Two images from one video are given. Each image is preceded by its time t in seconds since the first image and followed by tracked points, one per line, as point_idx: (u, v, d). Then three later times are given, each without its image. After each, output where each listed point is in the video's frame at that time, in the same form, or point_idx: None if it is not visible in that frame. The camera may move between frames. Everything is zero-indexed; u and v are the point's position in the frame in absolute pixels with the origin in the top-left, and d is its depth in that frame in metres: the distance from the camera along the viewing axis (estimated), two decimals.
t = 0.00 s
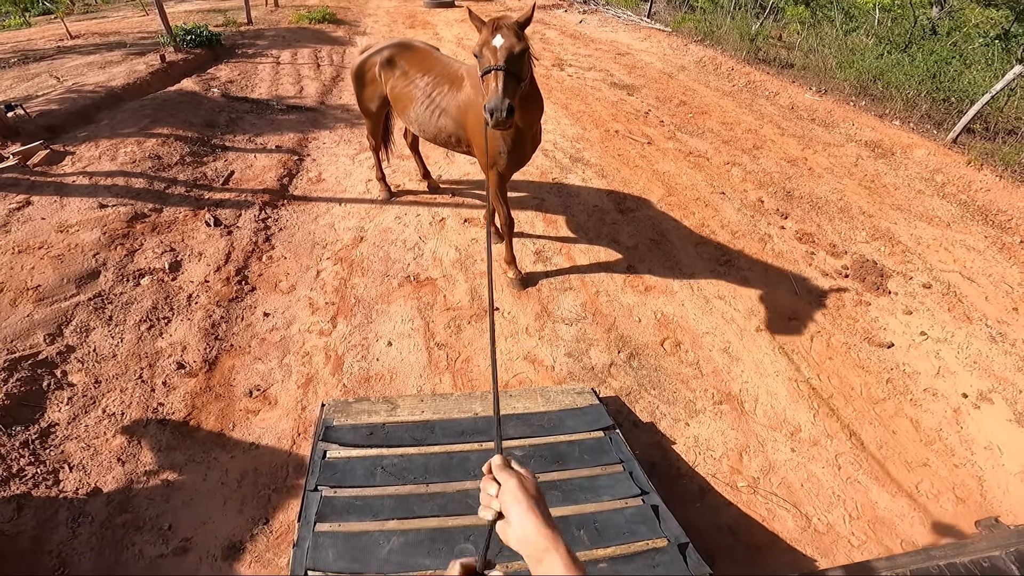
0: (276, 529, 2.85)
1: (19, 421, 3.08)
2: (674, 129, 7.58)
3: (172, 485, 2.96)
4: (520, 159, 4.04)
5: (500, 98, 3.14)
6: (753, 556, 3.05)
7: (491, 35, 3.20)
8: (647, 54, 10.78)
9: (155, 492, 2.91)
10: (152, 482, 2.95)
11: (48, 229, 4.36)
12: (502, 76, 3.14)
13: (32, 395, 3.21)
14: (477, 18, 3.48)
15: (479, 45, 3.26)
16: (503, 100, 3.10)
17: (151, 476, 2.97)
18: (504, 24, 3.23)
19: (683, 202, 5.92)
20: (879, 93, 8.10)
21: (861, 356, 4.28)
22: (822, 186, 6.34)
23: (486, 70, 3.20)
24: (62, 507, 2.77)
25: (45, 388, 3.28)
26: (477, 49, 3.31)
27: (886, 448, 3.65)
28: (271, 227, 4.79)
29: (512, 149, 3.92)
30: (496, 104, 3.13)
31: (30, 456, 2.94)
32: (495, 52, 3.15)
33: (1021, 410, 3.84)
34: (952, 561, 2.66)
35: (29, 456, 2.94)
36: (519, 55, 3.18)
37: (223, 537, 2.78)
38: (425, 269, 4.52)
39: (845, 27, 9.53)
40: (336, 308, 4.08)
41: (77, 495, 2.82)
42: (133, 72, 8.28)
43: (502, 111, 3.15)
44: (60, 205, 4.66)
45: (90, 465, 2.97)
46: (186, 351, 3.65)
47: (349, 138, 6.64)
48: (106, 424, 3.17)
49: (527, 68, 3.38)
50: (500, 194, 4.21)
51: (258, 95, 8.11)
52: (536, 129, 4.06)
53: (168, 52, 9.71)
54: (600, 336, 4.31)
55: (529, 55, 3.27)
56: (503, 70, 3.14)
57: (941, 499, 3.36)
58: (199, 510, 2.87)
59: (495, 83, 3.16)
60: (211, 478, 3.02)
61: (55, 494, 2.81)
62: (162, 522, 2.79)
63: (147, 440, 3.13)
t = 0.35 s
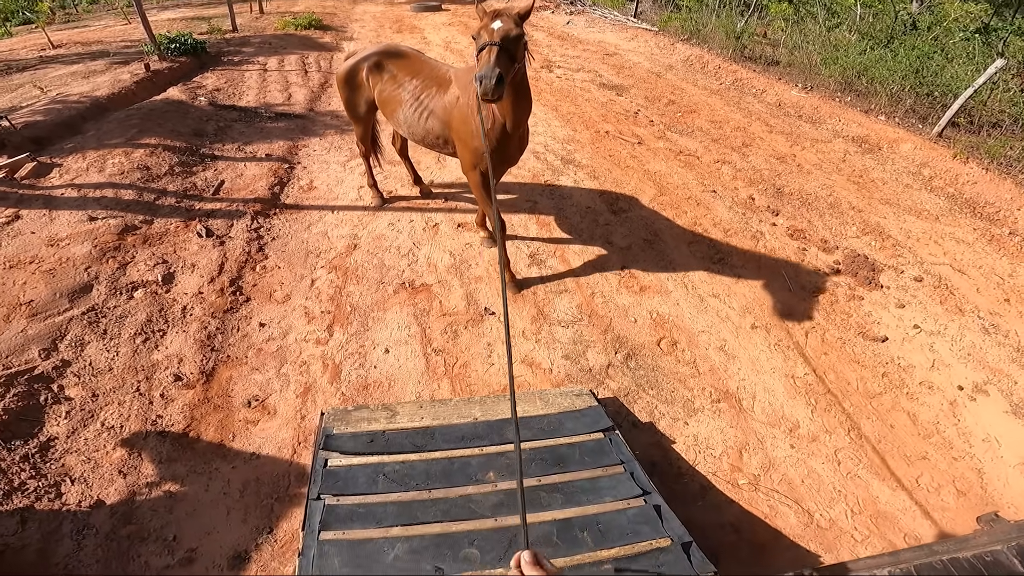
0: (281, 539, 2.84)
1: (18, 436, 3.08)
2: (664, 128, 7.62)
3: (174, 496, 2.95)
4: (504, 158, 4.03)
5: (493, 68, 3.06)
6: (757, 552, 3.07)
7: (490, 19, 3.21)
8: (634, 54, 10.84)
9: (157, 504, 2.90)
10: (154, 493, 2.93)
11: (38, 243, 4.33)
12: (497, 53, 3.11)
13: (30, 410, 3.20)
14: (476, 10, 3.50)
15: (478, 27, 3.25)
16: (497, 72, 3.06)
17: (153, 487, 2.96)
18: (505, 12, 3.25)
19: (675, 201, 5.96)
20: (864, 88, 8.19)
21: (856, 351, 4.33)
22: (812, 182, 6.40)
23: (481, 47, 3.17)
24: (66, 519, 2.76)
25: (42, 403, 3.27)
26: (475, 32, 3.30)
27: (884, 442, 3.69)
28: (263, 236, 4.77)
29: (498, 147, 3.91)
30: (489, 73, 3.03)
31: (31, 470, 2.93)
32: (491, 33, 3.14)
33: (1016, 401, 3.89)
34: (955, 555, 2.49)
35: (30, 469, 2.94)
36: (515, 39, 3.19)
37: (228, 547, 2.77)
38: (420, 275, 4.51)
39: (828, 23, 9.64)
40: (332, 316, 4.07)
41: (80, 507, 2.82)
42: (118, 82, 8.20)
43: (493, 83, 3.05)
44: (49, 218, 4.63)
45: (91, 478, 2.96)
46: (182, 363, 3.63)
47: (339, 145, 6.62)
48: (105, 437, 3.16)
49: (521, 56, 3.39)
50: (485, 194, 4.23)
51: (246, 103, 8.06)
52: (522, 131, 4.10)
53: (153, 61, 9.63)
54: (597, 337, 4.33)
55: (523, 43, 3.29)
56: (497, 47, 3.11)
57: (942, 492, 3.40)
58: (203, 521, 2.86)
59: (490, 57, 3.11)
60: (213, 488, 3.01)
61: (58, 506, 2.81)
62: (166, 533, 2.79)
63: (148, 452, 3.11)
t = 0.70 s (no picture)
0: (291, 541, 2.88)
1: (28, 444, 3.12)
2: (654, 129, 7.73)
3: (184, 501, 2.98)
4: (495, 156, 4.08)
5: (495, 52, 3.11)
6: (758, 543, 3.15)
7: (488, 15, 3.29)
8: (623, 56, 10.97)
9: (168, 508, 2.93)
10: (165, 498, 2.97)
11: (38, 256, 4.39)
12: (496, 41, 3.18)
13: (38, 420, 3.24)
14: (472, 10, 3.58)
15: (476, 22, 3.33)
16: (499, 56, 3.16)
17: (163, 493, 3.00)
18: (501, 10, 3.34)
19: (667, 202, 6.06)
20: (849, 87, 8.35)
21: (850, 345, 4.43)
22: (800, 180, 6.52)
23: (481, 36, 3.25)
24: (79, 525, 2.80)
25: (50, 412, 3.31)
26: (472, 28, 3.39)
27: (879, 434, 3.78)
28: (262, 244, 4.83)
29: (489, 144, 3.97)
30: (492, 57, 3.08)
31: (42, 478, 2.97)
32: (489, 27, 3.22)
33: (1008, 390, 3.99)
34: (949, 535, 2.27)
35: (41, 477, 2.98)
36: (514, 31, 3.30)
37: (240, 550, 2.81)
38: (419, 280, 4.57)
39: (812, 23, 9.81)
40: (333, 322, 4.12)
41: (92, 513, 2.85)
42: (109, 92, 8.20)
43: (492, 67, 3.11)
44: (48, 231, 4.69)
45: (102, 484, 3.00)
46: (187, 371, 3.68)
47: (334, 153, 6.67)
48: (114, 444, 3.21)
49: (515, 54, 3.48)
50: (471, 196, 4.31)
51: (239, 112, 8.10)
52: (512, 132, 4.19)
53: (143, 71, 9.64)
54: (595, 336, 4.40)
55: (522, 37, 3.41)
56: (496, 37, 3.18)
57: (939, 482, 3.48)
58: (214, 525, 2.90)
59: (490, 44, 3.17)
60: (223, 492, 3.05)
61: (71, 513, 2.85)
62: (179, 537, 2.82)
63: (157, 458, 3.15)
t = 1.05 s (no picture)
0: (301, 537, 2.93)
1: (41, 443, 3.17)
2: (653, 131, 7.82)
3: (196, 498, 3.04)
4: (486, 164, 4.20)
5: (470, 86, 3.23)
6: (761, 535, 3.20)
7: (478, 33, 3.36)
8: (621, 60, 11.08)
9: (179, 506, 2.99)
10: (176, 495, 3.03)
11: (49, 259, 4.47)
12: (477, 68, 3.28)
13: (51, 419, 3.29)
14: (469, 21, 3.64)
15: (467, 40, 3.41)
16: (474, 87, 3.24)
17: (175, 490, 3.05)
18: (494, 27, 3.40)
19: (667, 202, 6.13)
20: (845, 88, 8.43)
21: (850, 341, 4.48)
22: (798, 180, 6.60)
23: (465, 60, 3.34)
24: (92, 523, 2.84)
25: (62, 412, 3.37)
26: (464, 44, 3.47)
27: (880, 428, 3.84)
28: (268, 247, 4.91)
29: (477, 153, 4.08)
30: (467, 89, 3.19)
31: (55, 476, 3.02)
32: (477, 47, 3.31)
33: (1007, 384, 4.05)
34: (948, 514, 2.33)
35: (54, 475, 3.03)
36: (498, 53, 3.37)
37: (250, 546, 2.86)
38: (423, 280, 4.65)
39: (808, 26, 9.92)
40: (339, 322, 4.19)
41: (106, 510, 2.90)
42: (113, 98, 8.29)
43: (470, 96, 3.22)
44: (58, 234, 4.77)
45: (115, 482, 3.05)
46: (197, 370, 3.75)
47: (337, 156, 6.76)
48: (126, 442, 3.26)
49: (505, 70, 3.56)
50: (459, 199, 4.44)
51: (242, 117, 8.19)
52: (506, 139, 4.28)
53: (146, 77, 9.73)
54: (597, 334, 4.46)
55: (508, 56, 3.47)
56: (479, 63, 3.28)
57: (941, 476, 3.53)
58: (225, 521, 2.95)
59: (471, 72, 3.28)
60: (234, 489, 3.10)
61: (84, 510, 2.89)
62: (190, 534, 2.87)
63: (168, 456, 3.21)
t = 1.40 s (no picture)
0: (305, 521, 3.00)
1: (54, 428, 3.27)
2: (659, 128, 7.85)
3: (203, 482, 3.12)
4: (475, 162, 4.29)
5: (431, 108, 3.25)
6: (760, 525, 3.24)
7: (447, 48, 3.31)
8: (629, 58, 11.11)
9: (187, 490, 3.07)
10: (185, 480, 3.11)
11: (65, 248, 4.59)
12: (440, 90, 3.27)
13: (65, 403, 3.39)
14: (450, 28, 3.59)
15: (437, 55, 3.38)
16: (434, 113, 3.24)
17: (184, 474, 3.13)
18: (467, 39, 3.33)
19: (672, 198, 6.17)
20: (853, 86, 8.41)
21: (854, 335, 4.50)
22: (804, 176, 6.61)
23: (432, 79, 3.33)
24: (101, 507, 2.92)
25: (76, 397, 3.46)
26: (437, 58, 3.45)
27: (882, 421, 3.85)
28: (278, 238, 5.01)
29: (467, 151, 4.18)
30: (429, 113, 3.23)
31: (68, 459, 3.11)
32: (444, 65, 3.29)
33: (1011, 379, 4.05)
34: (939, 492, 2.36)
35: (66, 459, 3.12)
36: (466, 71, 3.31)
37: (255, 529, 2.94)
38: (429, 271, 4.72)
39: (816, 24, 9.90)
40: (347, 311, 4.28)
41: (115, 495, 2.99)
42: (128, 93, 8.44)
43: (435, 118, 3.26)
44: (74, 225, 4.89)
45: (125, 466, 3.14)
46: (207, 357, 3.84)
47: (346, 151, 6.85)
48: (137, 427, 3.35)
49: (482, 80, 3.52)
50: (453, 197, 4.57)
51: (253, 113, 8.31)
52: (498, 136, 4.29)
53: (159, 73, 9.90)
54: (601, 325, 4.51)
55: (480, 72, 3.40)
56: (442, 85, 3.28)
57: (943, 469, 3.54)
58: (232, 506, 3.03)
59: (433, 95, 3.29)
60: (241, 474, 3.18)
61: (94, 494, 2.98)
62: (197, 518, 2.95)
63: (178, 441, 3.30)
